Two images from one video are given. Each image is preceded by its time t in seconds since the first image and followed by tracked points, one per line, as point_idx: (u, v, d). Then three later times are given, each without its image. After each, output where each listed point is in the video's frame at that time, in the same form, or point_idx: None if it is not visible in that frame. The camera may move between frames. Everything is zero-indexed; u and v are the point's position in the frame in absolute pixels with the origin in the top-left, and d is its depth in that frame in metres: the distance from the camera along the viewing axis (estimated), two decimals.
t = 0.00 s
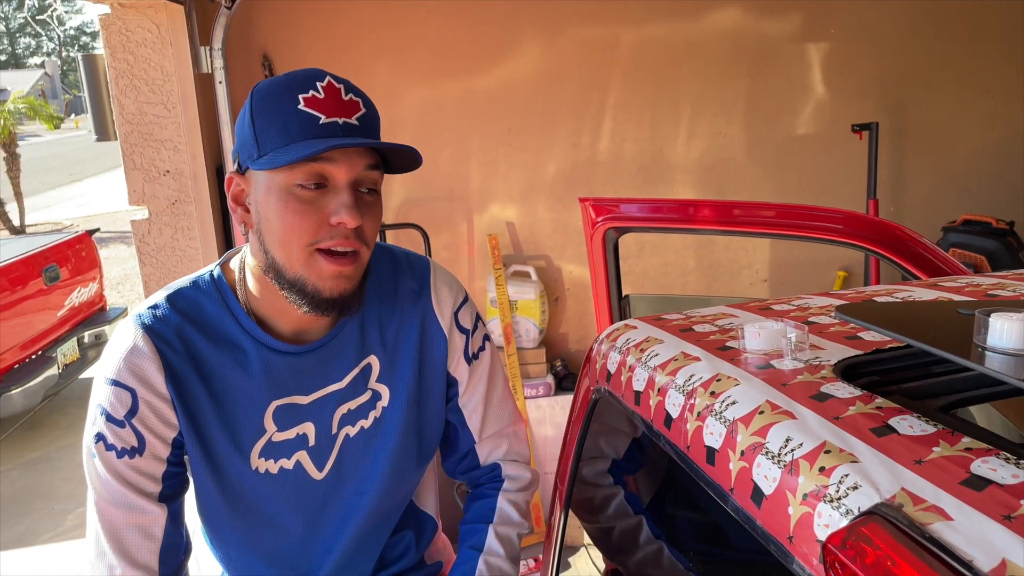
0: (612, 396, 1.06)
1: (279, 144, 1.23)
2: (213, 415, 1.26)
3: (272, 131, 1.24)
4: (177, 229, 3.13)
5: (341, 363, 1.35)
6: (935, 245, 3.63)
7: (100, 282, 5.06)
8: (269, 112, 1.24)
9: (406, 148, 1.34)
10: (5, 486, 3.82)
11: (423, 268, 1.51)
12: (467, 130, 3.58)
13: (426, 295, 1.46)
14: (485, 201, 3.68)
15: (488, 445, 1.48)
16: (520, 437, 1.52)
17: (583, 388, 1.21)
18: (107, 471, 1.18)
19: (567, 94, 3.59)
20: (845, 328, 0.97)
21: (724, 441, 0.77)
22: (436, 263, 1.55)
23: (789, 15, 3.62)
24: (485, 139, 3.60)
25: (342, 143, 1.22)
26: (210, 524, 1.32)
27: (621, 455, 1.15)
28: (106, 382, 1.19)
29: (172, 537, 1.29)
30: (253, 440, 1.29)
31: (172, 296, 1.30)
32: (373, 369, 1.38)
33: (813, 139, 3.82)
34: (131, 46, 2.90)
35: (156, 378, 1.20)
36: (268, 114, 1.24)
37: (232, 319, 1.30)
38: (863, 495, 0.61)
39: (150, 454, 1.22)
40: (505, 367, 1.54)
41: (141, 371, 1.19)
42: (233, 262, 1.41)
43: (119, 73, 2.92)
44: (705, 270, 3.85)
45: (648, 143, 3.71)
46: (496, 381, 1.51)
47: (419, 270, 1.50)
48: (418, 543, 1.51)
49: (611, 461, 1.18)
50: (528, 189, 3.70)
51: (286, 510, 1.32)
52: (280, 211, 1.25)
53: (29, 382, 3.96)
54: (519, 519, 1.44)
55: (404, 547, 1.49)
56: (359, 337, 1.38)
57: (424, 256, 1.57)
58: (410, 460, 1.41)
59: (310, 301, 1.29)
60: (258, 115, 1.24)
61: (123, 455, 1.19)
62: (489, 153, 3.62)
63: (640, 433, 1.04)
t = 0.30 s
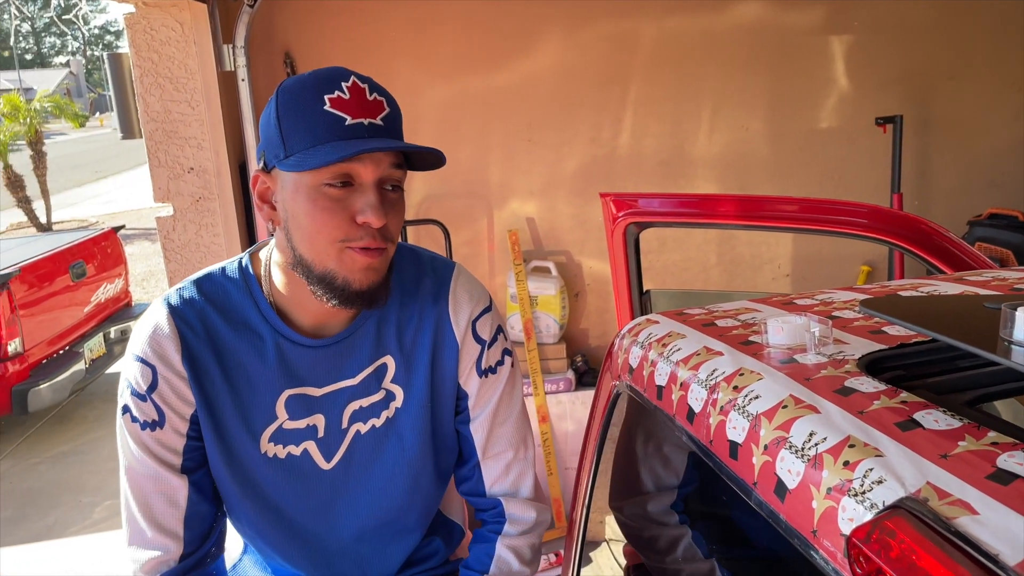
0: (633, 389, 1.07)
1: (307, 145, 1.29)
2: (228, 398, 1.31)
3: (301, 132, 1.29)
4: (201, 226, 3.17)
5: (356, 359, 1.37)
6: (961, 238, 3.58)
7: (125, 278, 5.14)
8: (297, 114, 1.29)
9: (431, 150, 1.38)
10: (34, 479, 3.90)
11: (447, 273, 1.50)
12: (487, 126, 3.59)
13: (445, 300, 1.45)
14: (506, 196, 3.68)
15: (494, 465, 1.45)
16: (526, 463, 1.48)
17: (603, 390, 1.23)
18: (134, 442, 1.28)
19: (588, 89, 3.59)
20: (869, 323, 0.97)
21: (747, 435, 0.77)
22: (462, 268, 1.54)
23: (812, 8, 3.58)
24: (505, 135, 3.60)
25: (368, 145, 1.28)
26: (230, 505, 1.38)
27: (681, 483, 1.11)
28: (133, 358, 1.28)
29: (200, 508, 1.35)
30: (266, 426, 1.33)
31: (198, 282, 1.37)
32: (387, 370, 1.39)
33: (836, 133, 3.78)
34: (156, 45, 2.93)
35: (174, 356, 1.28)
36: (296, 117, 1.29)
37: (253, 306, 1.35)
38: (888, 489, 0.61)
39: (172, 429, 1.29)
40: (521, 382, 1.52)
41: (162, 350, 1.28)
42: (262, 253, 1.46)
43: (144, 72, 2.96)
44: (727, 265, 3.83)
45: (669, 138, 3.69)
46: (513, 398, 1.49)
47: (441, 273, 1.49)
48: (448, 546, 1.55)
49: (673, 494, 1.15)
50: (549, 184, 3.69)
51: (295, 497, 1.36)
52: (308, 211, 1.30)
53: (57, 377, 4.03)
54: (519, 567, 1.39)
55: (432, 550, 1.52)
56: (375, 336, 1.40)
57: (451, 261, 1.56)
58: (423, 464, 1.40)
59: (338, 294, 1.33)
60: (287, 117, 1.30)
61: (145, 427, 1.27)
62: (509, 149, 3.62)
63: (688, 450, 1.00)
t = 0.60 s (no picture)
0: (662, 382, 1.07)
1: (337, 146, 1.31)
2: (263, 393, 1.34)
3: (331, 133, 1.31)
4: (228, 222, 3.21)
5: (388, 353, 1.40)
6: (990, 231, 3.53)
7: (152, 275, 5.22)
8: (327, 115, 1.32)
9: (460, 149, 1.39)
10: (65, 474, 3.98)
11: (475, 266, 1.52)
12: (510, 121, 3.59)
13: (474, 293, 1.47)
14: (528, 191, 3.68)
15: (520, 455, 1.47)
16: (553, 454, 1.49)
17: (631, 378, 1.24)
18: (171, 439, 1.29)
19: (610, 83, 3.58)
20: (900, 315, 0.97)
21: (779, 427, 0.78)
22: (489, 261, 1.56)
23: None
24: (528, 130, 3.61)
25: (396, 145, 1.29)
26: (264, 501, 1.39)
27: (706, 473, 1.15)
28: (169, 356, 1.30)
29: (231, 504, 1.38)
30: (300, 420, 1.35)
31: (230, 279, 1.40)
32: (418, 363, 1.41)
33: (862, 125, 3.74)
34: (183, 45, 2.98)
35: (210, 353, 1.30)
36: (326, 118, 1.32)
37: (286, 303, 1.38)
38: (923, 480, 0.61)
39: (207, 425, 1.31)
40: (549, 374, 1.53)
41: (198, 347, 1.30)
42: (293, 249, 1.48)
43: (171, 70, 3.01)
44: (750, 259, 3.81)
45: (692, 131, 3.67)
46: (539, 389, 1.50)
47: (469, 266, 1.51)
48: (476, 536, 1.58)
49: (698, 484, 1.19)
50: (571, 179, 3.69)
51: (329, 490, 1.38)
52: (339, 209, 1.32)
53: (86, 373, 4.11)
54: (548, 554, 1.41)
55: (460, 541, 1.55)
56: (406, 330, 1.42)
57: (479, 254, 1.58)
58: (454, 455, 1.43)
59: (371, 293, 1.35)
60: (317, 118, 1.32)
61: (182, 424, 1.29)
62: (531, 144, 3.63)
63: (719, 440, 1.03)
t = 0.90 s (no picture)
0: (689, 370, 1.08)
1: (371, 139, 1.33)
2: (297, 383, 1.37)
3: (365, 126, 1.33)
4: (251, 217, 3.24)
5: (419, 346, 1.42)
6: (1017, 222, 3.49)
7: (174, 270, 5.29)
8: (362, 108, 1.34)
9: (492, 145, 1.41)
10: (91, 466, 4.05)
11: (504, 260, 1.53)
12: (530, 114, 3.59)
13: (504, 286, 1.48)
14: (548, 185, 3.69)
15: (549, 447, 1.48)
16: (582, 445, 1.50)
17: (659, 367, 1.21)
18: (208, 429, 1.32)
19: (630, 76, 3.58)
20: (930, 302, 0.97)
21: (811, 412, 0.78)
22: (518, 255, 1.57)
23: None
24: (548, 123, 3.61)
25: (430, 139, 1.31)
26: (296, 491, 1.42)
27: (731, 466, 1.22)
28: (204, 347, 1.32)
29: (266, 493, 1.40)
30: (333, 410, 1.38)
31: (265, 270, 1.42)
32: (448, 356, 1.43)
33: (885, 116, 3.71)
34: (206, 40, 3.02)
35: (245, 344, 1.32)
36: (361, 111, 1.33)
37: (319, 295, 1.40)
38: (959, 462, 0.62)
39: (243, 416, 1.33)
40: (577, 365, 1.54)
41: (233, 339, 1.32)
42: (325, 241, 1.50)
43: (195, 67, 3.04)
44: (772, 252, 3.79)
45: (713, 124, 3.66)
46: (568, 382, 1.51)
47: (499, 259, 1.53)
48: (504, 525, 1.58)
49: (724, 477, 1.24)
50: (591, 172, 3.69)
51: (360, 480, 1.41)
52: (372, 201, 1.34)
53: (113, 366, 4.17)
54: (579, 544, 1.42)
55: (489, 529, 1.56)
56: (437, 323, 1.44)
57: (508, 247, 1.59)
58: (483, 447, 1.45)
59: (402, 286, 1.37)
60: (353, 111, 1.34)
61: (218, 415, 1.32)
62: (552, 138, 3.63)
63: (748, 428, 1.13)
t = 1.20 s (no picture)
0: (706, 358, 1.09)
1: (389, 131, 1.34)
2: (316, 374, 1.39)
3: (384, 119, 1.35)
4: (268, 210, 3.27)
5: (436, 337, 1.43)
6: None
7: (191, 264, 5.34)
8: (382, 100, 1.35)
9: (511, 140, 1.41)
10: (110, 458, 4.11)
11: (522, 252, 1.54)
12: (545, 108, 3.60)
13: (521, 278, 1.49)
14: (563, 178, 3.69)
15: (566, 438, 1.48)
16: (598, 435, 1.51)
17: (675, 354, 1.25)
18: (229, 418, 1.34)
19: (646, 68, 3.57)
20: (948, 290, 0.97)
21: (826, 399, 0.79)
22: (535, 247, 1.58)
23: None
24: (563, 116, 3.61)
25: (446, 134, 1.32)
26: (314, 479, 1.44)
27: (748, 458, 1.17)
28: (225, 337, 1.34)
29: (286, 482, 1.42)
30: (352, 400, 1.40)
31: (285, 261, 1.44)
32: (466, 348, 1.45)
33: (902, 109, 3.68)
34: (223, 35, 3.05)
35: (265, 334, 1.34)
36: (381, 103, 1.35)
37: (338, 287, 1.42)
38: (974, 445, 0.62)
39: (263, 405, 1.36)
40: (594, 357, 1.54)
41: (254, 329, 1.34)
42: (344, 233, 1.52)
43: (213, 61, 3.07)
44: (788, 246, 3.77)
45: (729, 117, 3.65)
46: (585, 374, 1.51)
47: (516, 251, 1.54)
48: (521, 514, 1.60)
49: (741, 467, 1.19)
50: (606, 165, 3.69)
51: (378, 469, 1.43)
52: (389, 195, 1.36)
53: (131, 359, 4.24)
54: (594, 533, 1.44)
55: (506, 518, 1.58)
56: (454, 315, 1.45)
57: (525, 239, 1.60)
58: (500, 437, 1.46)
59: (418, 279, 1.38)
60: (373, 104, 1.36)
61: (239, 404, 1.34)
62: (567, 131, 3.63)
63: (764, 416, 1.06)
